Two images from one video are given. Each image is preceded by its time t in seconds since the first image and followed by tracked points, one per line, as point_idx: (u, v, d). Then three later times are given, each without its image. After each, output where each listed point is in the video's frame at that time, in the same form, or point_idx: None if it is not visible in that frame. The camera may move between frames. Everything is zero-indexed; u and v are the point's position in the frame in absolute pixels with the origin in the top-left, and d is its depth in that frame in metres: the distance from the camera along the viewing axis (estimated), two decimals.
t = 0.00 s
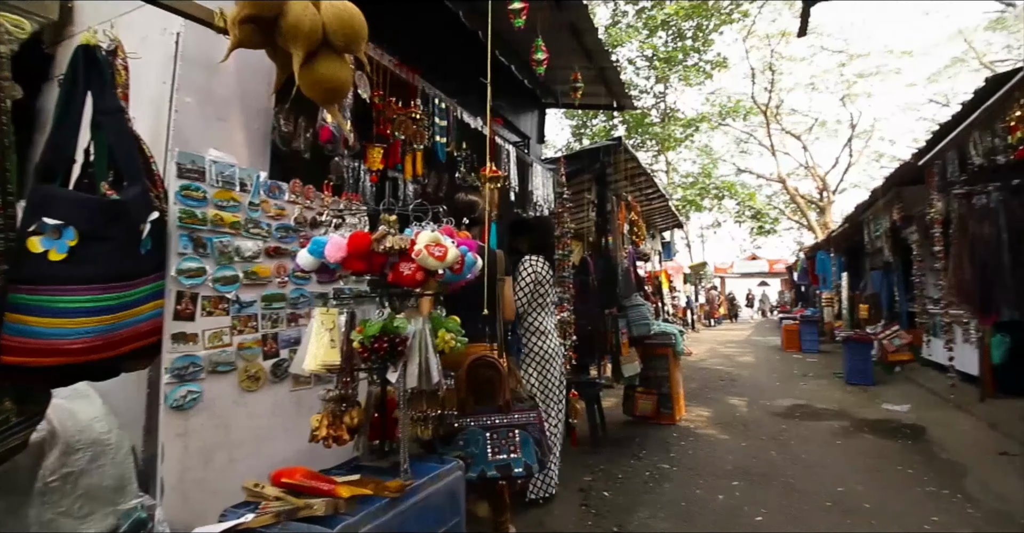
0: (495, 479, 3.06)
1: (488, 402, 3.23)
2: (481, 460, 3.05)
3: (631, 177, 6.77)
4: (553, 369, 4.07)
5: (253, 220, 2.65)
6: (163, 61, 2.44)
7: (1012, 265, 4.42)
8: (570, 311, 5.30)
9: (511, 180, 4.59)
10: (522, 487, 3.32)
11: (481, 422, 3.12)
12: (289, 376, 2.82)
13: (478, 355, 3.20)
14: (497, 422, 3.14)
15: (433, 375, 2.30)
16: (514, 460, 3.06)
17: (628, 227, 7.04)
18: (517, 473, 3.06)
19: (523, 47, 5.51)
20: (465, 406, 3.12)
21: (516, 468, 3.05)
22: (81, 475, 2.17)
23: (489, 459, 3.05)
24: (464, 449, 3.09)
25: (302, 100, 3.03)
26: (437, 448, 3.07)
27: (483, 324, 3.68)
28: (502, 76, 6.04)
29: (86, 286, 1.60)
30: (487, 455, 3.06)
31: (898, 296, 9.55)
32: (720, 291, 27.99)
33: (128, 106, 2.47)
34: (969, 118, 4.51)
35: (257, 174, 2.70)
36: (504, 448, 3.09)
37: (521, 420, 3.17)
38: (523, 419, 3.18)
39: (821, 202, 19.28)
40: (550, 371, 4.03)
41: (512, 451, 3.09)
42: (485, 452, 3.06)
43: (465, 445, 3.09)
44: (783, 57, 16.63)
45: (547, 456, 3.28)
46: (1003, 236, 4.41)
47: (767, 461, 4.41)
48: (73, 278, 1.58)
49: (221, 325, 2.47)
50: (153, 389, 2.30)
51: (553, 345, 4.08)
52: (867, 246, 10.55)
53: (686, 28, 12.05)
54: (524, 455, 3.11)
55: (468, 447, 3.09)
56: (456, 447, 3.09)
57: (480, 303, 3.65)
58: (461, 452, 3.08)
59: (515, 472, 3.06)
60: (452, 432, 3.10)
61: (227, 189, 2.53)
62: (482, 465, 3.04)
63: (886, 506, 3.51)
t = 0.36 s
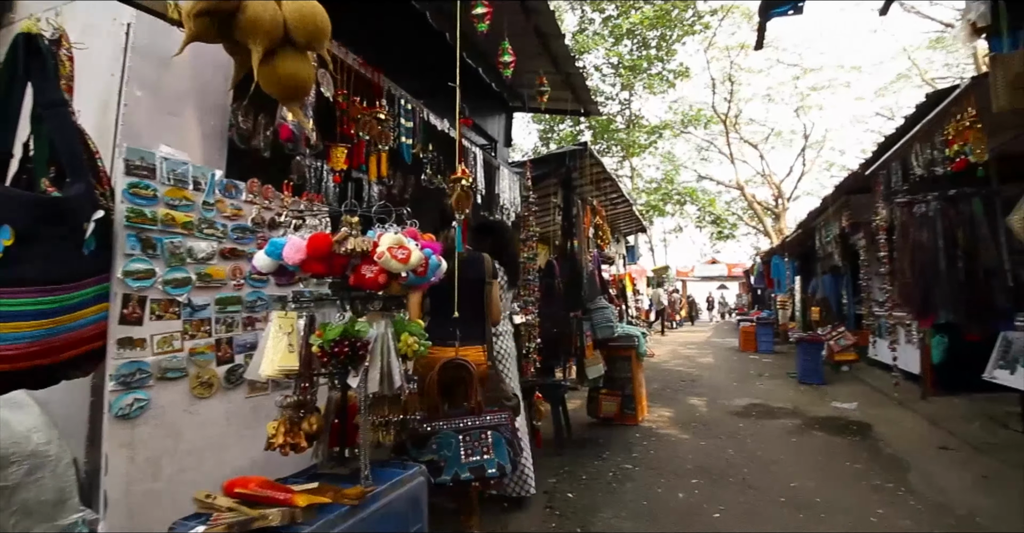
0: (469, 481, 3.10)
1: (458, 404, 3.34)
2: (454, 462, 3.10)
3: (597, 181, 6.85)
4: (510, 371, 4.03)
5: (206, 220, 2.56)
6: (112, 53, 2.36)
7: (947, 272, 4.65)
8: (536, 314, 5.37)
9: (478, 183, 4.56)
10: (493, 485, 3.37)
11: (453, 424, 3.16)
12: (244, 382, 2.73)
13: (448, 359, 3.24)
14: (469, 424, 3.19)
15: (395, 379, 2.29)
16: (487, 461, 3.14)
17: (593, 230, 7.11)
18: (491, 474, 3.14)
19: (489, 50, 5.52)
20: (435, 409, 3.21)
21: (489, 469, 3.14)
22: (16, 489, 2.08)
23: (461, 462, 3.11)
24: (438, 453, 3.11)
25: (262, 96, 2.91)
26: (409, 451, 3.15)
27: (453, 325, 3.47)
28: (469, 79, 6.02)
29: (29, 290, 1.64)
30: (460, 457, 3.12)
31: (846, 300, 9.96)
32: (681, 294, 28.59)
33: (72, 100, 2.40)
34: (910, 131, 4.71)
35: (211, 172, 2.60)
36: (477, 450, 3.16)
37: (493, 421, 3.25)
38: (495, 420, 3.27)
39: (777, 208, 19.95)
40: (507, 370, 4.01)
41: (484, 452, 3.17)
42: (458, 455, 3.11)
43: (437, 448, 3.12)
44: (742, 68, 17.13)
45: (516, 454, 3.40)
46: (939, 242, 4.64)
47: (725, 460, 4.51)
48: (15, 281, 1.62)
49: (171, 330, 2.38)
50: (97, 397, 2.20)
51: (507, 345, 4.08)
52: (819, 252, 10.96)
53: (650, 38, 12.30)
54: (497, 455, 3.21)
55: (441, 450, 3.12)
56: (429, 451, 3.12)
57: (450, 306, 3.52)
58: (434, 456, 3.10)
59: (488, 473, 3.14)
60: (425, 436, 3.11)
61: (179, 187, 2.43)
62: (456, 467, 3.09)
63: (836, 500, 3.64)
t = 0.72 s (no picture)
0: (442, 484, 3.25)
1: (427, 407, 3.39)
2: (427, 466, 3.21)
3: (560, 185, 6.90)
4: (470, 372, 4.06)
5: (151, 218, 2.46)
6: (49, 39, 2.24)
7: (884, 278, 4.89)
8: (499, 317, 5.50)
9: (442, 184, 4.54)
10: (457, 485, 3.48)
11: (425, 428, 3.27)
12: (191, 389, 2.63)
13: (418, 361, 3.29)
14: (440, 428, 3.31)
15: (351, 382, 2.27)
16: (459, 464, 3.30)
17: (556, 233, 7.15)
18: (463, 475, 3.31)
19: (454, 51, 5.49)
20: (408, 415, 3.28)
21: (462, 471, 3.31)
22: None
23: (434, 465, 3.23)
24: (410, 458, 3.19)
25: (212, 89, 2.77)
26: (381, 458, 3.22)
27: (423, 328, 3.43)
28: (433, 80, 5.97)
29: None
30: (433, 461, 3.23)
31: (795, 302, 10.36)
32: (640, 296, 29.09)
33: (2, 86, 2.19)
34: (854, 142, 4.91)
35: (158, 168, 2.49)
36: (449, 452, 3.30)
37: (464, 424, 3.41)
38: (466, 422, 3.44)
39: (731, 214, 20.56)
40: (465, 372, 4.02)
41: (456, 454, 3.31)
42: (430, 459, 3.23)
43: (409, 454, 3.20)
44: (700, 77, 17.61)
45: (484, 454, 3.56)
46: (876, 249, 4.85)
47: (680, 457, 4.61)
48: None
49: (112, 334, 2.27)
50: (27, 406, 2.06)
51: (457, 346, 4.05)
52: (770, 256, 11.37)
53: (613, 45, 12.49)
54: (468, 456, 3.37)
55: (414, 454, 3.20)
56: (400, 457, 3.19)
57: (420, 308, 3.48)
58: (406, 461, 3.18)
59: (461, 475, 3.31)
60: (398, 442, 3.18)
61: (122, 183, 2.32)
62: (428, 471, 3.21)
63: (784, 493, 3.77)
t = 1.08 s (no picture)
0: (409, 492, 2.91)
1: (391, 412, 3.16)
2: (393, 474, 2.89)
3: (522, 187, 6.94)
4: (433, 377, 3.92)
5: (87, 215, 2.34)
6: None
7: (825, 280, 5.12)
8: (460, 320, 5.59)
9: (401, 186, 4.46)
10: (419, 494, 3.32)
11: (390, 434, 2.93)
12: (129, 396, 2.53)
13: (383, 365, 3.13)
14: (406, 432, 2.97)
15: (302, 387, 2.19)
16: (428, 470, 2.94)
17: (516, 235, 7.18)
18: (432, 482, 2.95)
19: (416, 51, 5.46)
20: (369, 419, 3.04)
21: (431, 477, 2.95)
22: None
23: (401, 472, 2.90)
24: (375, 466, 2.87)
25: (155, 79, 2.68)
26: (342, 466, 2.87)
27: (387, 332, 3.39)
28: (394, 79, 5.91)
29: None
30: (399, 468, 2.90)
31: (745, 304, 10.72)
32: (599, 298, 29.52)
33: None
34: (799, 153, 5.16)
35: (95, 161, 2.39)
36: (416, 458, 2.95)
37: (432, 427, 3.05)
38: (434, 426, 3.06)
39: (687, 218, 21.11)
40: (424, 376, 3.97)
41: (424, 460, 2.96)
42: (397, 466, 2.90)
43: (374, 461, 2.87)
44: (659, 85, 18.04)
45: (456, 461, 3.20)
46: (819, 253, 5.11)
47: (635, 455, 4.71)
48: None
49: (40, 338, 2.14)
50: None
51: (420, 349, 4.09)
52: (721, 259, 11.74)
53: (575, 50, 12.62)
54: (438, 462, 3.01)
55: (379, 462, 2.88)
56: (365, 464, 2.86)
57: (383, 312, 3.42)
58: (370, 469, 2.85)
59: (430, 481, 2.94)
60: (360, 449, 2.85)
61: (54, 176, 2.21)
62: (394, 478, 2.88)
63: (732, 488, 3.90)
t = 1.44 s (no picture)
0: (384, 498, 2.87)
1: (366, 417, 3.16)
2: (368, 479, 2.86)
3: (498, 189, 6.96)
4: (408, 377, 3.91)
5: (44, 212, 2.27)
6: None
7: (793, 280, 5.32)
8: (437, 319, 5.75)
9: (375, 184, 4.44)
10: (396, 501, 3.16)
11: (365, 438, 2.94)
12: (89, 401, 2.44)
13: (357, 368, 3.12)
14: (382, 437, 2.98)
15: (272, 390, 2.16)
16: (404, 474, 2.94)
17: (493, 236, 7.22)
18: (408, 487, 2.94)
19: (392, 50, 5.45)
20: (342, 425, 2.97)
21: (408, 482, 2.95)
22: None
23: (376, 478, 2.88)
24: (349, 471, 2.85)
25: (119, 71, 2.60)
26: (315, 472, 2.84)
27: (361, 333, 3.37)
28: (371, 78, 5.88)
29: None
30: (374, 473, 2.88)
31: (717, 305, 10.95)
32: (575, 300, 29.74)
33: None
34: (767, 158, 5.33)
35: (53, 157, 2.31)
36: (392, 463, 2.95)
37: (408, 431, 3.07)
38: (410, 430, 3.09)
39: (661, 221, 21.43)
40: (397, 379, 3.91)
41: (400, 464, 2.96)
42: (372, 471, 2.88)
43: (348, 466, 2.85)
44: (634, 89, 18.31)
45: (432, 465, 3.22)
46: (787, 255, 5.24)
47: (610, 455, 4.78)
48: None
49: None
50: None
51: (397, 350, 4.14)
52: (694, 261, 11.96)
53: (552, 53, 12.73)
54: (414, 466, 3.01)
55: (354, 467, 2.86)
56: (338, 470, 2.84)
57: (359, 312, 3.40)
58: (345, 474, 2.83)
59: (407, 486, 2.95)
60: (334, 454, 2.83)
61: (10, 172, 2.13)
62: (370, 484, 2.86)
63: (704, 485, 4.00)
